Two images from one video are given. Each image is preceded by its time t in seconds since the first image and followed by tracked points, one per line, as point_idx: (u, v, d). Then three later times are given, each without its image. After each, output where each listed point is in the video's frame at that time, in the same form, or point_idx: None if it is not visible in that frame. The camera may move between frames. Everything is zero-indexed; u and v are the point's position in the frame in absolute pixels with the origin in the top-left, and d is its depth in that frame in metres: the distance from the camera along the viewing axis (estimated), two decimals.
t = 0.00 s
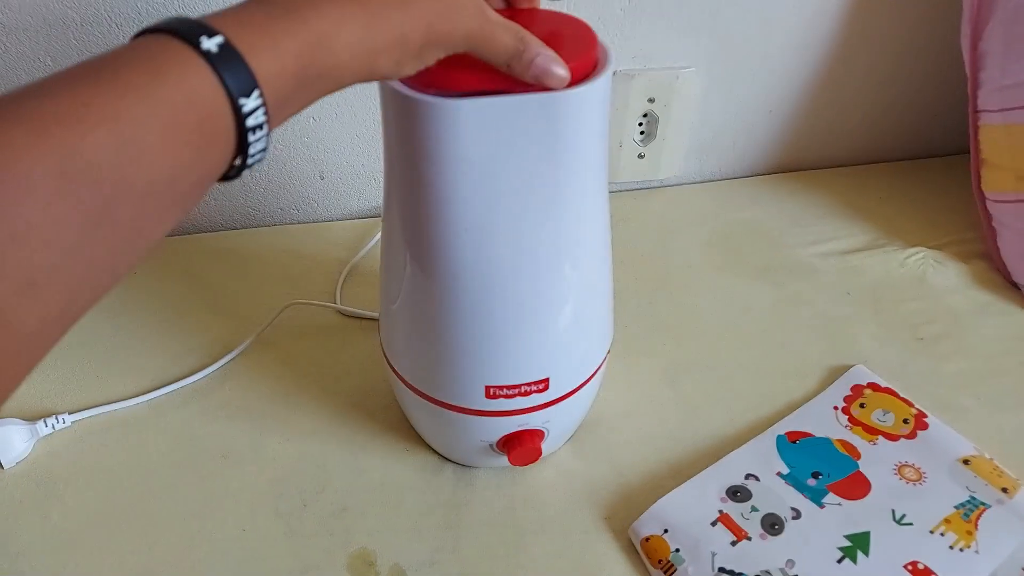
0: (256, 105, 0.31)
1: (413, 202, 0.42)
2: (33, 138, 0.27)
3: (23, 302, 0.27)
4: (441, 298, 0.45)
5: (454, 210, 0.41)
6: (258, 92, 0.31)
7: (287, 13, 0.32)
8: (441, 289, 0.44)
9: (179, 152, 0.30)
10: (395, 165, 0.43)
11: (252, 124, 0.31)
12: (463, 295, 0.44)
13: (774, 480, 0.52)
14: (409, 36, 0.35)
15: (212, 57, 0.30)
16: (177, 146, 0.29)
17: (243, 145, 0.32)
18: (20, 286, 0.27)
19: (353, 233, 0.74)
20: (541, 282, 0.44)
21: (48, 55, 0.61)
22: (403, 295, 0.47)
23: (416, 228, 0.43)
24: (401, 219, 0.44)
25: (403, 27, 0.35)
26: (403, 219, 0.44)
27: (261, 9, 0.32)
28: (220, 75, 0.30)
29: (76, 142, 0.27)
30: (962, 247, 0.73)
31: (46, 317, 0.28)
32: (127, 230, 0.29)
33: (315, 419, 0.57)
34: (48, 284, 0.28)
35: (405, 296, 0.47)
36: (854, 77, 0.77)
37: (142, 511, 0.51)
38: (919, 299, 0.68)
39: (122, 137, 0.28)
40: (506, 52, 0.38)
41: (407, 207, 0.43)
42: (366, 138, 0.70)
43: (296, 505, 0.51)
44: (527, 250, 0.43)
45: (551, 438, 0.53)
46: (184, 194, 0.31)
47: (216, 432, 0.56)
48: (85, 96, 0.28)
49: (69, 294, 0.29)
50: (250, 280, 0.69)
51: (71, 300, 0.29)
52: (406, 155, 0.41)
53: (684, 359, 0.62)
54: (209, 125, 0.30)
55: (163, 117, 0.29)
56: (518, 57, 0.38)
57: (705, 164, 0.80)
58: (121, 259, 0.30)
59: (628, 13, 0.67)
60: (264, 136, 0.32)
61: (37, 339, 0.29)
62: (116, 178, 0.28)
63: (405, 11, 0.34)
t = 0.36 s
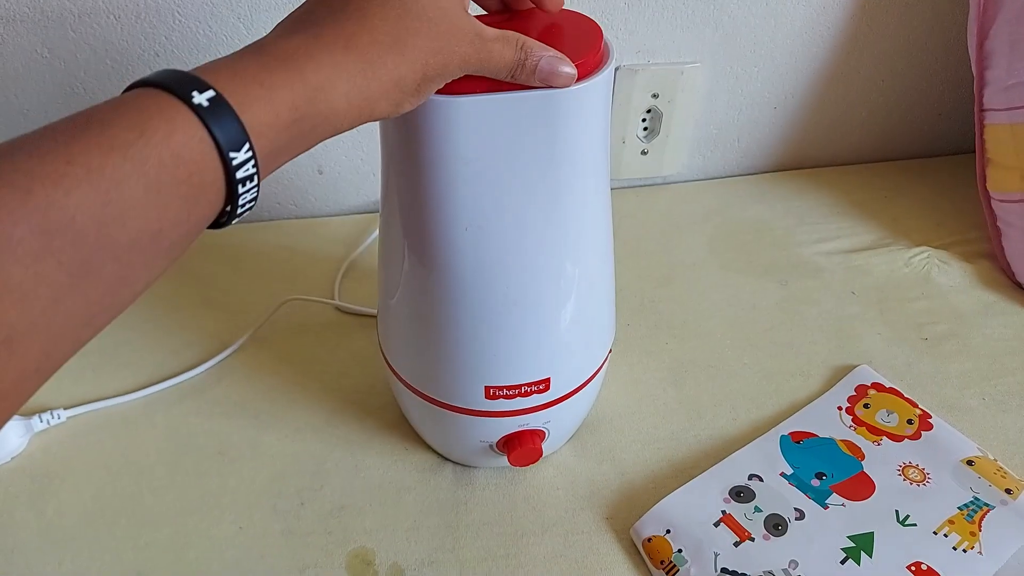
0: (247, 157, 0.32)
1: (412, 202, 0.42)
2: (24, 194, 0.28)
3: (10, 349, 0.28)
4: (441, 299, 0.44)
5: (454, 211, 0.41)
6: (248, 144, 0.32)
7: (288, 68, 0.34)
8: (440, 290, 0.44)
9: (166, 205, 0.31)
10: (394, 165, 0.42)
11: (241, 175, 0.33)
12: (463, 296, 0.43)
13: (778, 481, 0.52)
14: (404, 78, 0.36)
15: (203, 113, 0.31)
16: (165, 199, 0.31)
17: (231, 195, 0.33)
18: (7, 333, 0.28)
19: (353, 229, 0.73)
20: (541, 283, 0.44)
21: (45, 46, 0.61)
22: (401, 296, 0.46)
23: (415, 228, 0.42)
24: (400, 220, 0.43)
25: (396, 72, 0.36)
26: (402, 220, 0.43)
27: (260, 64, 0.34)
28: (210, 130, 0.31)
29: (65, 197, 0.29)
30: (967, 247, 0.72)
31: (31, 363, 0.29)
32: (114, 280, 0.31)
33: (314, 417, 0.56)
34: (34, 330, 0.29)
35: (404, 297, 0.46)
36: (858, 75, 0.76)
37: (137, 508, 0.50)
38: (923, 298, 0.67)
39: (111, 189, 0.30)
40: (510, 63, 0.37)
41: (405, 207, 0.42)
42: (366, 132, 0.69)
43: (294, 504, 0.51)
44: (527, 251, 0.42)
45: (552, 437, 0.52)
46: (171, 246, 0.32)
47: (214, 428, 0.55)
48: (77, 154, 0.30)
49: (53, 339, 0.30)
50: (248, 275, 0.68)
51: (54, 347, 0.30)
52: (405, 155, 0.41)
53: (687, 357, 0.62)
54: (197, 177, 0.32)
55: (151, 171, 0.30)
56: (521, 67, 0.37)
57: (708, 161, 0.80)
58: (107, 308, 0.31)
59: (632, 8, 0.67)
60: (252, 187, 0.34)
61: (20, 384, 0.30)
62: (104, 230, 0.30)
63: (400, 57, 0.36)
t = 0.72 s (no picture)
0: (218, 166, 0.31)
1: (418, 195, 0.42)
2: None
3: None
4: (445, 291, 0.45)
5: (459, 204, 0.41)
6: (218, 153, 0.31)
7: (258, 68, 0.32)
8: (445, 282, 0.44)
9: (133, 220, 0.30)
10: (401, 159, 0.43)
11: (212, 185, 0.31)
12: (466, 289, 0.44)
13: (776, 476, 0.52)
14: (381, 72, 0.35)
15: (170, 123, 0.30)
16: (133, 215, 0.30)
17: (203, 205, 0.32)
18: None
19: (356, 226, 0.73)
20: (545, 276, 0.44)
21: (53, 40, 0.61)
22: (407, 290, 0.47)
23: (421, 221, 0.43)
24: (406, 213, 0.44)
25: (369, 72, 0.34)
26: (408, 214, 0.44)
27: (228, 68, 0.32)
28: (178, 141, 0.30)
29: (24, 217, 0.27)
30: (965, 248, 0.73)
31: None
32: (80, 299, 0.30)
33: (317, 411, 0.57)
34: None
35: (409, 291, 0.47)
36: (858, 77, 0.77)
37: (143, 499, 0.51)
38: (921, 298, 0.68)
39: (73, 207, 0.28)
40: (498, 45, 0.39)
41: (411, 200, 0.43)
42: (370, 130, 0.70)
43: (298, 496, 0.51)
44: (532, 244, 0.43)
45: (553, 432, 0.53)
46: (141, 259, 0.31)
47: (218, 421, 0.56)
48: (35, 170, 0.28)
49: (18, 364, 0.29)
50: (253, 271, 0.69)
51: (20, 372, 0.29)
52: (412, 149, 0.41)
53: (686, 355, 0.62)
54: (166, 191, 0.30)
55: (117, 186, 0.29)
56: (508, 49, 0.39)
57: (709, 162, 0.80)
58: (76, 326, 0.30)
59: (634, 8, 0.67)
60: (226, 196, 0.32)
61: None
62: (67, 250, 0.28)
63: (372, 53, 0.34)
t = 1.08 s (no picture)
0: (204, 148, 0.32)
1: (419, 200, 0.43)
2: None
3: None
4: (446, 295, 0.45)
5: (460, 208, 0.42)
6: (204, 135, 0.32)
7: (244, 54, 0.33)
8: (446, 286, 0.44)
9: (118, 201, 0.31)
10: (402, 164, 0.43)
11: (199, 167, 0.32)
12: (467, 293, 0.44)
13: (774, 477, 0.53)
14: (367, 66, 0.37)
15: (155, 106, 0.31)
16: (118, 195, 0.30)
17: (191, 187, 0.33)
18: None
19: (356, 228, 0.74)
20: (545, 279, 0.44)
21: (54, 45, 0.61)
22: (408, 293, 0.47)
23: (422, 226, 0.43)
24: (407, 217, 0.44)
25: (354, 65, 0.36)
26: (410, 218, 0.44)
27: (211, 52, 0.33)
28: (164, 124, 0.31)
29: (9, 197, 0.28)
30: (963, 250, 0.73)
31: None
32: (64, 282, 0.30)
33: (318, 413, 0.57)
34: None
35: (410, 295, 0.47)
36: (856, 79, 0.77)
37: (144, 501, 0.51)
38: (919, 299, 0.68)
39: (60, 188, 0.29)
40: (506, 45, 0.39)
41: (413, 204, 0.43)
42: (370, 133, 0.70)
43: (299, 497, 0.51)
44: (532, 248, 0.43)
45: (552, 433, 0.53)
46: (127, 240, 0.32)
47: (219, 423, 0.56)
48: (22, 152, 0.29)
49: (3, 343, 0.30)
50: (253, 273, 0.69)
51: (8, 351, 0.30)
52: (414, 154, 0.42)
53: (686, 356, 0.63)
54: (151, 172, 0.31)
55: (104, 166, 0.30)
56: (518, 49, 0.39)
57: (708, 164, 0.81)
58: (68, 303, 0.31)
59: (632, 11, 0.68)
60: (212, 178, 0.33)
61: None
62: (52, 230, 0.29)
63: (358, 51, 0.36)
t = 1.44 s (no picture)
0: (246, 15, 0.33)
1: (412, 201, 0.42)
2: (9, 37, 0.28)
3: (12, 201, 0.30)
4: (441, 300, 0.44)
5: (453, 209, 0.41)
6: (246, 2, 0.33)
7: None
8: (440, 288, 0.44)
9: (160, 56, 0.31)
10: (396, 166, 0.42)
11: (240, 35, 0.33)
12: (462, 298, 0.44)
13: (776, 482, 0.52)
14: None
15: None
16: (157, 55, 0.31)
17: (231, 55, 0.34)
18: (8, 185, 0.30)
19: (353, 230, 0.73)
20: (541, 282, 0.44)
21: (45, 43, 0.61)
22: (402, 296, 0.46)
23: (415, 227, 0.43)
24: (400, 218, 0.44)
25: None
26: (402, 219, 0.43)
27: None
28: None
29: (55, 45, 0.29)
30: (965, 250, 0.73)
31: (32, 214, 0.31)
32: (108, 134, 0.32)
33: (313, 418, 0.56)
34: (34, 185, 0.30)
35: (404, 297, 0.46)
36: (857, 78, 0.76)
37: (136, 508, 0.50)
38: (922, 301, 0.67)
39: (103, 41, 0.30)
40: (493, 64, 0.38)
41: (406, 205, 0.43)
42: (367, 133, 0.70)
43: (294, 504, 0.51)
44: (528, 251, 0.42)
45: (551, 438, 0.52)
46: (170, 101, 0.33)
47: (213, 428, 0.55)
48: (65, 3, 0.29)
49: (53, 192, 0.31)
50: (248, 276, 0.68)
51: (56, 199, 0.32)
52: (406, 156, 0.41)
53: (686, 359, 0.62)
54: (192, 34, 0.32)
55: (145, 23, 0.31)
56: (503, 72, 0.37)
57: (708, 164, 0.80)
58: (107, 161, 0.33)
59: (632, 10, 0.67)
60: (252, 50, 0.34)
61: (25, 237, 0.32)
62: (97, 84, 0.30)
63: None
